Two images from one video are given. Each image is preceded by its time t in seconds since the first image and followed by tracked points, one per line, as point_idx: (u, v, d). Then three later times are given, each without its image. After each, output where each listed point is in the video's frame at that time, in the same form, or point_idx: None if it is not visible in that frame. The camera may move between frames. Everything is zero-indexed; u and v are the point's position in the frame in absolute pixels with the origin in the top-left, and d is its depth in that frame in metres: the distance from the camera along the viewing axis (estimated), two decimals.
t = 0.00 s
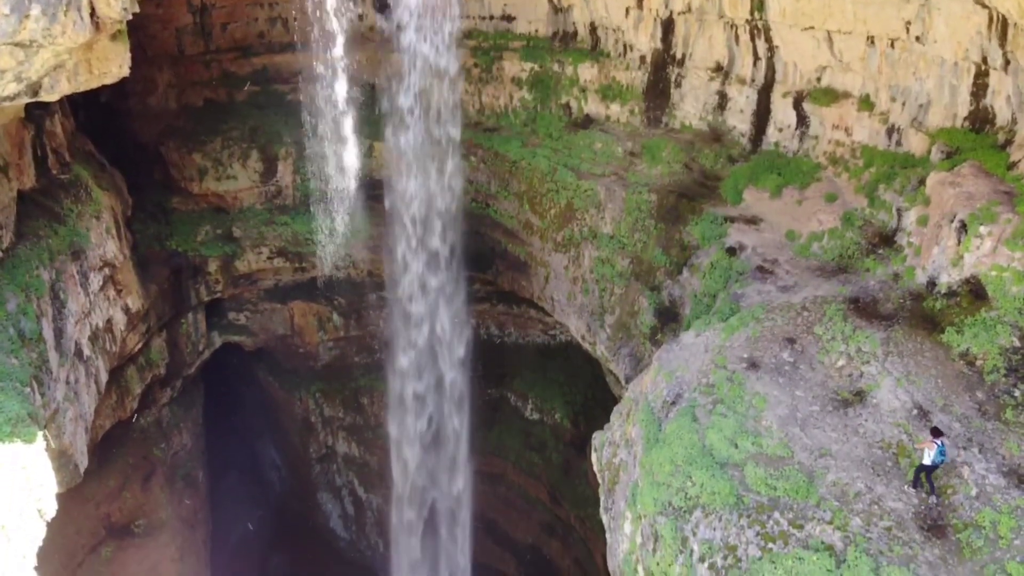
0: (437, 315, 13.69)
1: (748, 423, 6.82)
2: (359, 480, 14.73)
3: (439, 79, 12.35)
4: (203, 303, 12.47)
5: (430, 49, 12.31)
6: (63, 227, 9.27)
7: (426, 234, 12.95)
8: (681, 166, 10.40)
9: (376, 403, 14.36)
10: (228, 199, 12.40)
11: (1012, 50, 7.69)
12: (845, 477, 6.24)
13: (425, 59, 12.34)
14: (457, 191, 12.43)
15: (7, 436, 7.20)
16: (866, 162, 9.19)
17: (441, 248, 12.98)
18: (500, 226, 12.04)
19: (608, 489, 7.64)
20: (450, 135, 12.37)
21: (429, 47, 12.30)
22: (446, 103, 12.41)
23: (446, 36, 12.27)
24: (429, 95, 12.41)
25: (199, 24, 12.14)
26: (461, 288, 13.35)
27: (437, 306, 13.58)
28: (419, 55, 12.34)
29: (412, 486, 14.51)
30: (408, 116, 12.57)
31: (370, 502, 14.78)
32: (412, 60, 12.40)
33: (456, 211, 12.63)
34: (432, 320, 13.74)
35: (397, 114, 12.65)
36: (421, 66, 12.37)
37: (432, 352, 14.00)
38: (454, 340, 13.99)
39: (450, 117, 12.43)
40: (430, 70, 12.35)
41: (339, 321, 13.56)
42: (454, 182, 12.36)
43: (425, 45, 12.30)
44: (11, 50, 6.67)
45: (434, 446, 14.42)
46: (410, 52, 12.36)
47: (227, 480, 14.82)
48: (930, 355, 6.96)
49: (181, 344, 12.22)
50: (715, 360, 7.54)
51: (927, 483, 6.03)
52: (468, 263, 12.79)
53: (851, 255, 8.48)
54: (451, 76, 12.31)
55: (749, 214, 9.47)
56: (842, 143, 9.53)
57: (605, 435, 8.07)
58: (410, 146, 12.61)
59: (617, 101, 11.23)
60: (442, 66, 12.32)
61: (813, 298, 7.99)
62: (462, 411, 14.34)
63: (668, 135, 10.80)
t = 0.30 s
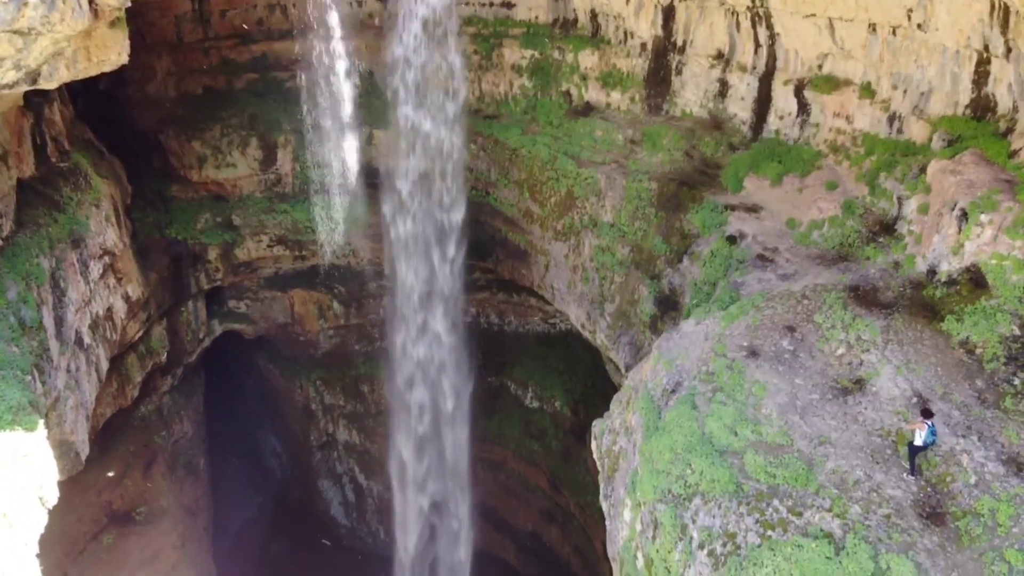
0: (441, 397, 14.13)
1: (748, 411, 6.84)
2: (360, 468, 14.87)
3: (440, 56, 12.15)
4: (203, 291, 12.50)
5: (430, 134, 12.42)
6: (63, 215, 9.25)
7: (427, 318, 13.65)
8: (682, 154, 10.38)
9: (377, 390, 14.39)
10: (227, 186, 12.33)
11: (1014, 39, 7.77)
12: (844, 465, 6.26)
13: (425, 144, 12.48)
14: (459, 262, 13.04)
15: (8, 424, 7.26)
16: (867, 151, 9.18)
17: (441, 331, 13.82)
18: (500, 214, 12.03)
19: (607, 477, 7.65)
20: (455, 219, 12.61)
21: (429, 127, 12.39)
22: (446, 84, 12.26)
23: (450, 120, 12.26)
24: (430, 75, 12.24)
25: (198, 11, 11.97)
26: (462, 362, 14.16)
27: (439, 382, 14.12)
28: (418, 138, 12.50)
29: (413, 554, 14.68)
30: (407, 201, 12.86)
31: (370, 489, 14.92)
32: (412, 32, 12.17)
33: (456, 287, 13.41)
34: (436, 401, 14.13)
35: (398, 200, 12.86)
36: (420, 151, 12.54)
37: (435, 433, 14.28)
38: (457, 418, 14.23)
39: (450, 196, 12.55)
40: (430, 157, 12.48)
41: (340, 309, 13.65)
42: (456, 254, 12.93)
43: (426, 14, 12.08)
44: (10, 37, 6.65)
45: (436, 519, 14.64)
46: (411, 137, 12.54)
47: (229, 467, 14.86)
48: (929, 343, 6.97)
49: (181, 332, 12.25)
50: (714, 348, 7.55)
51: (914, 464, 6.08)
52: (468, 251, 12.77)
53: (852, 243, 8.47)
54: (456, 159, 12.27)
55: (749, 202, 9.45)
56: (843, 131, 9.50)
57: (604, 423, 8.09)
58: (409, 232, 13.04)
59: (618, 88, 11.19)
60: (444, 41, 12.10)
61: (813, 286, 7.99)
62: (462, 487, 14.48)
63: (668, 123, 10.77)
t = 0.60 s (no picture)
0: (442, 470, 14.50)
1: (748, 398, 6.85)
2: (361, 455, 14.94)
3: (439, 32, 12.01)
4: (203, 279, 12.49)
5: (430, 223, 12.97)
6: (62, 203, 9.24)
7: (428, 401, 14.23)
8: (682, 142, 10.36)
9: (377, 377, 14.45)
10: (227, 174, 12.32)
11: (1016, 27, 7.71)
12: (843, 453, 6.28)
13: (427, 234, 13.06)
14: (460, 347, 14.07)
15: (10, 413, 7.25)
16: (868, 139, 9.15)
17: (445, 410, 14.31)
18: (500, 202, 12.01)
19: (608, 464, 7.67)
20: (457, 298, 13.55)
21: (430, 212, 12.89)
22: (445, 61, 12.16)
23: (449, 204, 12.66)
24: (430, 122, 12.38)
25: None
26: (464, 438, 14.42)
27: (442, 460, 14.53)
28: (419, 226, 13.04)
29: None
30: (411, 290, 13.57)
31: (371, 476, 14.97)
32: (413, 74, 12.34)
33: (459, 363, 14.18)
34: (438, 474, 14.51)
35: (401, 282, 13.52)
36: (422, 241, 13.17)
37: (437, 509, 14.58)
38: (458, 492, 14.56)
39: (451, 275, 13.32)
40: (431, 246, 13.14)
41: (340, 297, 13.74)
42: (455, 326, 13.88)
43: (426, 56, 12.18)
44: (9, 25, 6.61)
45: None
46: (413, 227, 13.10)
47: (230, 456, 15.06)
48: (930, 332, 6.98)
49: (182, 321, 12.26)
50: (715, 337, 7.56)
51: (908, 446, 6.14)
52: (468, 241, 12.73)
53: (852, 231, 8.46)
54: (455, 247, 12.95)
55: (750, 190, 9.44)
56: (844, 119, 9.47)
57: (604, 411, 8.11)
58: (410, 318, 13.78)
59: (619, 76, 11.14)
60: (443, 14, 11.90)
61: (813, 275, 7.99)
62: (462, 553, 14.68)
63: (669, 110, 10.74)
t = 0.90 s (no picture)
0: (446, 547, 14.69)
1: (747, 387, 6.87)
2: (361, 444, 15.09)
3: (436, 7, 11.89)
4: (203, 268, 12.51)
5: (430, 304, 13.76)
6: (62, 192, 9.22)
7: (428, 475, 14.54)
8: (683, 130, 10.35)
9: (377, 366, 14.66)
10: (226, 162, 12.18)
11: (1017, 15, 7.70)
12: (843, 441, 6.29)
13: (427, 314, 13.80)
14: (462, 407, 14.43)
15: (11, 402, 7.24)
16: (869, 127, 9.13)
17: (448, 482, 14.60)
18: (500, 191, 11.97)
19: (608, 453, 7.69)
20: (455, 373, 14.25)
21: (433, 298, 13.69)
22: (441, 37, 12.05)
23: (450, 286, 13.56)
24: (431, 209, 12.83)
25: None
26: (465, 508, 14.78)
27: (445, 531, 14.75)
28: (421, 309, 13.75)
29: None
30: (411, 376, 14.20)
31: (371, 464, 15.12)
32: (413, 160, 12.64)
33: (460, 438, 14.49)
34: (440, 548, 14.69)
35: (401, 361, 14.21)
36: (423, 321, 13.87)
37: None
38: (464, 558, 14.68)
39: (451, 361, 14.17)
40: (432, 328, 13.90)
41: (340, 286, 13.76)
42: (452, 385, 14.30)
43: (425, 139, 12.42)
44: (7, 14, 6.58)
45: None
46: (414, 311, 13.82)
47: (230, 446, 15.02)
48: (929, 320, 6.99)
49: (183, 309, 12.29)
50: (715, 326, 7.56)
51: (897, 422, 6.27)
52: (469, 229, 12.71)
53: (852, 220, 8.44)
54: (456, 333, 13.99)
55: (751, 179, 9.43)
56: (845, 107, 9.45)
57: (604, 399, 8.13)
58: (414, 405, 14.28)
59: (620, 64, 11.09)
60: None
61: (813, 264, 7.99)
62: None
63: (670, 99, 10.73)
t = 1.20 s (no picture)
0: None
1: (747, 375, 6.89)
2: (362, 432, 15.19)
3: None
4: (204, 256, 12.55)
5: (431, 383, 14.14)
6: (61, 180, 9.20)
7: (432, 539, 14.62)
8: (684, 118, 10.32)
9: (378, 355, 14.71)
10: (225, 150, 12.18)
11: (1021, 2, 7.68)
12: (842, 429, 6.31)
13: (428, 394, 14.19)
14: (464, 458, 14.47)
15: (12, 390, 7.26)
16: (871, 116, 9.11)
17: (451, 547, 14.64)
18: (500, 179, 11.94)
19: (607, 441, 7.71)
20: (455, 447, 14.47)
21: (434, 377, 14.09)
22: (435, 8, 11.89)
23: (451, 364, 14.10)
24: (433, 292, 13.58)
25: None
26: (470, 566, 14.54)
27: None
28: (422, 386, 14.14)
29: None
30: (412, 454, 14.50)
31: (372, 452, 15.22)
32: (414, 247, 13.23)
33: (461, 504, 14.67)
34: None
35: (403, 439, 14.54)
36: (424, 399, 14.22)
37: None
38: None
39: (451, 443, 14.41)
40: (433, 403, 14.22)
41: (339, 275, 13.83)
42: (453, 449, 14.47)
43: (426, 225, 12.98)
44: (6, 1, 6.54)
45: None
46: (415, 393, 14.25)
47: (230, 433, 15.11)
48: (930, 309, 7.00)
49: (183, 298, 12.30)
50: (715, 314, 7.57)
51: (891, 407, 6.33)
52: (468, 219, 12.60)
53: (852, 208, 8.43)
54: (456, 415, 14.29)
55: (751, 167, 9.41)
56: (846, 95, 9.42)
57: (604, 387, 8.16)
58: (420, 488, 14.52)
59: (620, 51, 11.04)
60: None
61: (813, 252, 7.99)
62: None
63: (671, 87, 10.69)
